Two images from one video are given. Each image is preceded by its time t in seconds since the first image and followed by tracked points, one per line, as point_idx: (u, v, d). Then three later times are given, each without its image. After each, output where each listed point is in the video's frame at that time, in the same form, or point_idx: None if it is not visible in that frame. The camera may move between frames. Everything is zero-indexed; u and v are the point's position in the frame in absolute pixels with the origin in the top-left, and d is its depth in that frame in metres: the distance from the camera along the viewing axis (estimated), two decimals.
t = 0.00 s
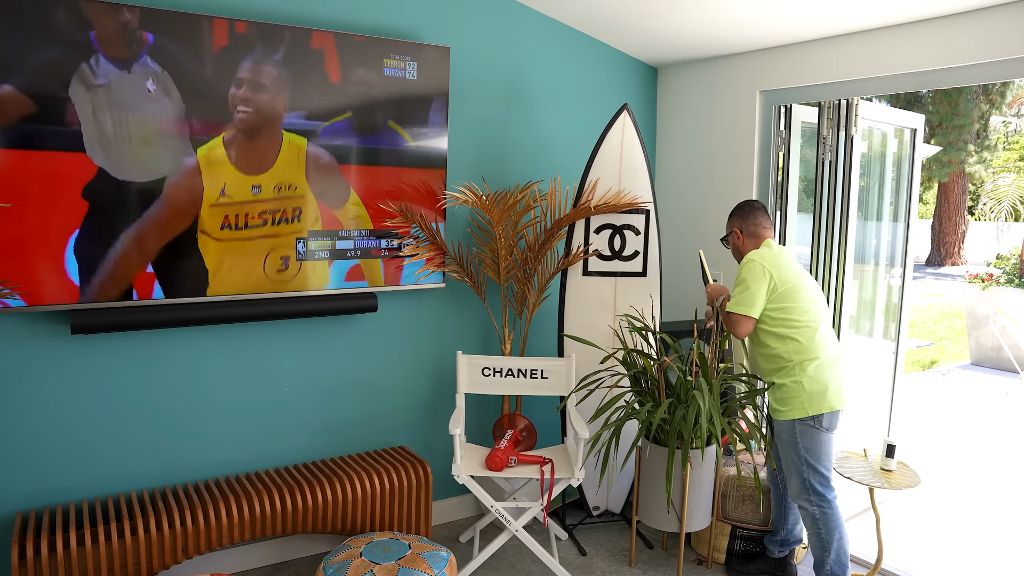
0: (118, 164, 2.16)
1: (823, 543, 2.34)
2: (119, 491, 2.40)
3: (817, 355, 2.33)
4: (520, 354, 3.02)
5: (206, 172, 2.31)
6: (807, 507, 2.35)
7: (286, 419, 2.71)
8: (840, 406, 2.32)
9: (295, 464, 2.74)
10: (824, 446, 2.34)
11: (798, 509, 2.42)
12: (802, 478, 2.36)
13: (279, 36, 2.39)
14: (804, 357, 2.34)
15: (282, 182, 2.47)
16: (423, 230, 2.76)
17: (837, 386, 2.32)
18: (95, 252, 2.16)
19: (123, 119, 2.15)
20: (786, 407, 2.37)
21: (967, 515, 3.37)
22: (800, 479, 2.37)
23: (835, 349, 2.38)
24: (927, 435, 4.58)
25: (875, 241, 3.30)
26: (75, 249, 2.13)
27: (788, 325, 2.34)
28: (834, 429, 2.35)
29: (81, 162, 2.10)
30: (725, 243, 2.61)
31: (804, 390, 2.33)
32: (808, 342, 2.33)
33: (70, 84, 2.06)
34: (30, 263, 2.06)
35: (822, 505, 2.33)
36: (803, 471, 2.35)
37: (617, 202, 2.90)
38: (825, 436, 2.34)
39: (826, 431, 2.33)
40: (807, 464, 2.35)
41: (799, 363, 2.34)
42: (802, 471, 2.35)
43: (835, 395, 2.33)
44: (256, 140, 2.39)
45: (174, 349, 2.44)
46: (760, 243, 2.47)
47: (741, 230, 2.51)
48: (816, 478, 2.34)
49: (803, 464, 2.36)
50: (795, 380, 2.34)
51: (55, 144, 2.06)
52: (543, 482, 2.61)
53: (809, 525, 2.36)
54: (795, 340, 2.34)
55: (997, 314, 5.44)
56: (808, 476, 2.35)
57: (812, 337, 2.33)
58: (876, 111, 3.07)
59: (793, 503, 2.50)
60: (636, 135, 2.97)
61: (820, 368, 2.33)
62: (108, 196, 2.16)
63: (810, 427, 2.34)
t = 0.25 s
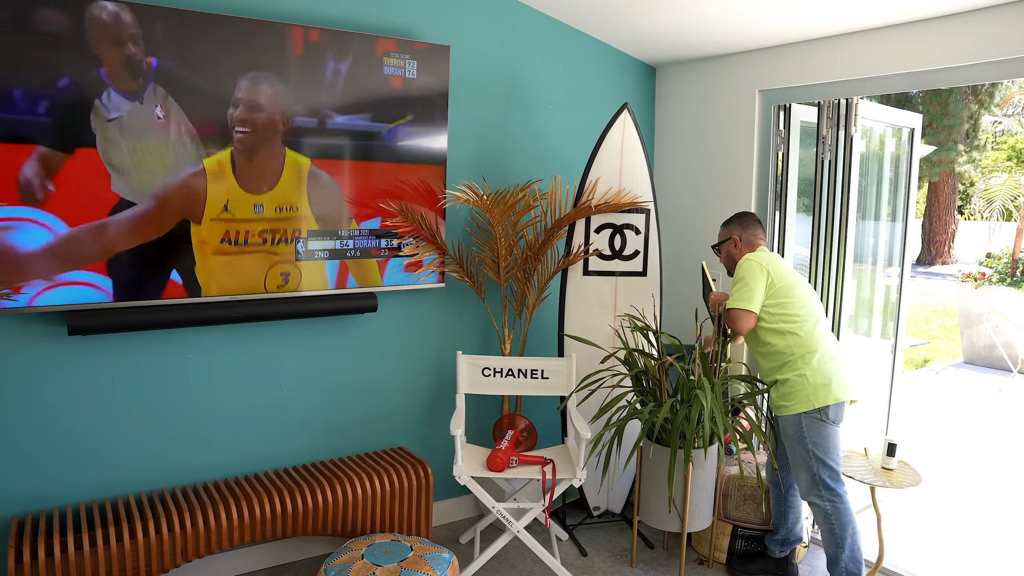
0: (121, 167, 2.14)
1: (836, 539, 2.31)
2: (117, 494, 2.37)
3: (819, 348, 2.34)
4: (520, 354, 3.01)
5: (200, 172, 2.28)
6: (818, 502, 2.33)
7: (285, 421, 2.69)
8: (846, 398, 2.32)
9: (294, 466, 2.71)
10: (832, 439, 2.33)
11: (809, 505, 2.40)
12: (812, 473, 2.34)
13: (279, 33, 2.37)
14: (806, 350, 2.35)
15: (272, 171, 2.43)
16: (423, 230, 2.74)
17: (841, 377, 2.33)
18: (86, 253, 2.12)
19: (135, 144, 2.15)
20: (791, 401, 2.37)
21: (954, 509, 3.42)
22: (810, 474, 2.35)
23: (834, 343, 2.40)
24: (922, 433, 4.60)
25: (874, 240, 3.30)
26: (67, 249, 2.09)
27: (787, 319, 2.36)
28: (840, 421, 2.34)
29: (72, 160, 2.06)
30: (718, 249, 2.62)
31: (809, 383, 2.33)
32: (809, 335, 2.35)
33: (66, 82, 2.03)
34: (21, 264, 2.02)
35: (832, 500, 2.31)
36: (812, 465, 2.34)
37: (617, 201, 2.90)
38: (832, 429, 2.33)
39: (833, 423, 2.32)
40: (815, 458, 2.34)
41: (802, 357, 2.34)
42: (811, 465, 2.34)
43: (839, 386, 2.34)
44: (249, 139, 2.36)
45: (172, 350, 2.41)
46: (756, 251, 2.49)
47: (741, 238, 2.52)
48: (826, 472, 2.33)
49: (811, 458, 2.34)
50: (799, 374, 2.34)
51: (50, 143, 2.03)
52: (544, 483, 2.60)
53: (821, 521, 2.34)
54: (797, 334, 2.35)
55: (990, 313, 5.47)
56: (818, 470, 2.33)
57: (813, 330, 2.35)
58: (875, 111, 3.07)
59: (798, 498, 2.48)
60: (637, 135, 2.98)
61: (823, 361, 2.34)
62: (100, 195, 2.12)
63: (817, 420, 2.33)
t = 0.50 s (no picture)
0: (116, 163, 2.11)
1: (853, 533, 2.28)
2: (113, 497, 2.34)
3: (820, 341, 2.37)
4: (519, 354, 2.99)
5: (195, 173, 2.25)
6: (832, 495, 2.31)
7: (282, 422, 2.66)
8: (849, 389, 2.35)
9: (292, 467, 2.69)
10: (840, 430, 2.33)
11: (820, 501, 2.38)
12: (823, 465, 2.33)
13: (276, 31, 2.35)
14: (810, 343, 2.37)
15: (260, 169, 2.39)
16: (422, 229, 2.73)
17: (844, 369, 2.36)
18: (78, 253, 2.08)
19: (133, 143, 2.13)
20: (797, 394, 2.37)
21: (950, 507, 3.44)
22: (821, 466, 2.34)
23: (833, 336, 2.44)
24: (917, 431, 4.62)
25: (872, 240, 3.31)
26: (59, 248, 2.05)
27: (788, 313, 2.38)
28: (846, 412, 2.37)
29: (65, 158, 2.03)
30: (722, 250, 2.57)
31: (814, 374, 2.34)
32: (812, 328, 2.37)
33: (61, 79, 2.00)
34: (11, 263, 1.98)
35: (846, 492, 2.29)
36: (822, 458, 2.33)
37: (616, 200, 2.89)
38: (838, 421, 2.34)
39: (839, 415, 2.35)
40: (825, 450, 2.33)
41: (805, 350, 2.36)
42: (821, 457, 2.33)
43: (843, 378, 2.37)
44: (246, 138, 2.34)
45: (168, 351, 2.38)
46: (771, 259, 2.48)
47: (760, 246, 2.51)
48: (836, 464, 2.32)
49: (821, 451, 2.33)
50: (804, 367, 2.35)
51: (46, 141, 2.00)
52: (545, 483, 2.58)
53: (835, 515, 2.31)
54: (800, 327, 2.37)
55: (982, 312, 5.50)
56: (829, 462, 2.32)
57: (814, 323, 2.38)
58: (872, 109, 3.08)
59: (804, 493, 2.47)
60: (636, 134, 2.98)
61: (826, 353, 2.36)
62: (92, 194, 2.08)
63: (823, 412, 2.34)
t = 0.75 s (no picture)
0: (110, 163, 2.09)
1: (860, 528, 2.28)
2: (108, 500, 2.31)
3: (823, 337, 2.37)
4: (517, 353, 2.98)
5: (193, 175, 2.23)
6: (838, 490, 2.31)
7: (280, 423, 2.64)
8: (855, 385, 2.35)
9: (289, 468, 2.67)
10: (845, 426, 2.33)
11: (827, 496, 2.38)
12: (829, 460, 2.33)
13: (273, 29, 2.33)
14: (814, 340, 2.37)
15: (257, 167, 2.36)
16: (420, 229, 2.71)
17: (849, 365, 2.36)
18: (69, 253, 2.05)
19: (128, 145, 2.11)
20: (803, 390, 2.37)
21: (948, 505, 3.44)
22: (826, 461, 2.34)
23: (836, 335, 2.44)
24: (912, 429, 4.64)
25: (870, 239, 3.31)
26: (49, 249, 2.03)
27: (791, 309, 2.38)
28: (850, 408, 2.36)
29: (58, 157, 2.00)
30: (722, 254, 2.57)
31: (820, 369, 2.34)
32: (815, 325, 2.37)
33: (56, 77, 1.98)
34: (2, 264, 1.95)
35: (853, 487, 2.29)
36: (828, 452, 2.33)
37: (615, 199, 2.89)
38: (843, 416, 2.34)
39: (844, 410, 2.34)
40: (831, 445, 2.33)
41: (809, 346, 2.36)
42: (827, 451, 2.33)
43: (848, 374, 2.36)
44: (244, 137, 2.32)
45: (165, 352, 2.36)
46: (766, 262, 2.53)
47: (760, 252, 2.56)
48: (842, 459, 2.32)
49: (827, 446, 2.33)
50: (809, 362, 2.35)
51: (40, 140, 1.98)
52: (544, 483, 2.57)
53: (842, 510, 2.31)
54: (804, 324, 2.37)
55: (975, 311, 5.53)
56: (836, 457, 2.32)
57: (818, 320, 2.38)
58: (869, 108, 3.09)
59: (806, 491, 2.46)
60: (634, 133, 2.98)
61: (829, 350, 2.36)
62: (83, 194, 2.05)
63: (830, 407, 2.34)
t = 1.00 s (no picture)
0: (101, 162, 2.06)
1: (844, 532, 2.32)
2: (99, 502, 2.28)
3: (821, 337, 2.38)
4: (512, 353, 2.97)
5: (185, 175, 2.21)
6: (827, 493, 2.34)
7: (274, 424, 2.62)
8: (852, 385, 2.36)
9: (283, 469, 2.65)
10: (841, 429, 2.33)
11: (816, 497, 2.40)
12: (822, 462, 2.34)
13: (267, 26, 2.31)
14: (812, 340, 2.37)
15: (250, 166, 2.34)
16: (414, 228, 2.70)
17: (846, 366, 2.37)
18: (57, 253, 2.03)
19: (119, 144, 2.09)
20: (802, 390, 2.37)
21: (940, 503, 3.46)
22: (819, 463, 2.35)
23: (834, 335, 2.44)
24: (903, 427, 4.66)
25: (862, 238, 3.32)
26: (38, 250, 2.00)
27: (789, 309, 2.38)
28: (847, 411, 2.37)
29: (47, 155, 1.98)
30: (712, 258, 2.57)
31: (818, 369, 2.35)
32: (813, 326, 2.38)
33: (47, 74, 1.95)
34: None
35: (842, 491, 2.32)
36: (822, 454, 2.34)
37: (610, 198, 2.88)
38: (840, 419, 2.35)
39: (841, 413, 2.35)
40: (826, 448, 2.33)
41: (808, 346, 2.36)
42: (822, 453, 2.34)
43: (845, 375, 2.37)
44: (237, 135, 2.30)
45: (157, 352, 2.33)
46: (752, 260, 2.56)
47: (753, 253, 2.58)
48: (836, 462, 2.33)
49: (822, 448, 2.34)
50: (808, 362, 2.35)
51: (29, 138, 1.95)
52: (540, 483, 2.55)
53: (829, 512, 2.35)
54: (802, 324, 2.37)
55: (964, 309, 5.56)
56: (829, 460, 2.34)
57: (815, 321, 2.39)
58: (863, 107, 3.10)
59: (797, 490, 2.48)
60: (629, 131, 2.97)
61: (827, 350, 2.37)
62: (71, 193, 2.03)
63: (827, 409, 2.34)
